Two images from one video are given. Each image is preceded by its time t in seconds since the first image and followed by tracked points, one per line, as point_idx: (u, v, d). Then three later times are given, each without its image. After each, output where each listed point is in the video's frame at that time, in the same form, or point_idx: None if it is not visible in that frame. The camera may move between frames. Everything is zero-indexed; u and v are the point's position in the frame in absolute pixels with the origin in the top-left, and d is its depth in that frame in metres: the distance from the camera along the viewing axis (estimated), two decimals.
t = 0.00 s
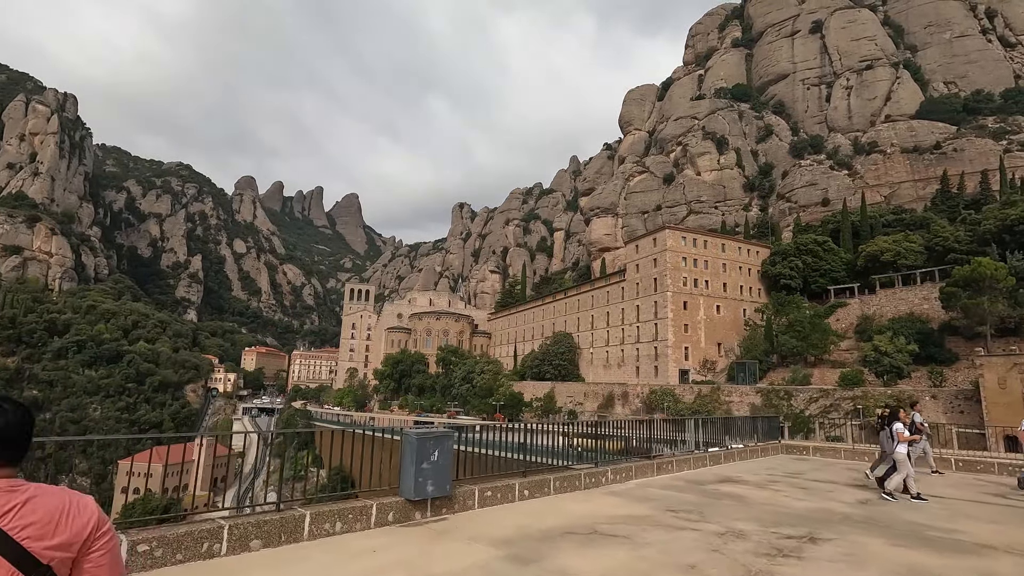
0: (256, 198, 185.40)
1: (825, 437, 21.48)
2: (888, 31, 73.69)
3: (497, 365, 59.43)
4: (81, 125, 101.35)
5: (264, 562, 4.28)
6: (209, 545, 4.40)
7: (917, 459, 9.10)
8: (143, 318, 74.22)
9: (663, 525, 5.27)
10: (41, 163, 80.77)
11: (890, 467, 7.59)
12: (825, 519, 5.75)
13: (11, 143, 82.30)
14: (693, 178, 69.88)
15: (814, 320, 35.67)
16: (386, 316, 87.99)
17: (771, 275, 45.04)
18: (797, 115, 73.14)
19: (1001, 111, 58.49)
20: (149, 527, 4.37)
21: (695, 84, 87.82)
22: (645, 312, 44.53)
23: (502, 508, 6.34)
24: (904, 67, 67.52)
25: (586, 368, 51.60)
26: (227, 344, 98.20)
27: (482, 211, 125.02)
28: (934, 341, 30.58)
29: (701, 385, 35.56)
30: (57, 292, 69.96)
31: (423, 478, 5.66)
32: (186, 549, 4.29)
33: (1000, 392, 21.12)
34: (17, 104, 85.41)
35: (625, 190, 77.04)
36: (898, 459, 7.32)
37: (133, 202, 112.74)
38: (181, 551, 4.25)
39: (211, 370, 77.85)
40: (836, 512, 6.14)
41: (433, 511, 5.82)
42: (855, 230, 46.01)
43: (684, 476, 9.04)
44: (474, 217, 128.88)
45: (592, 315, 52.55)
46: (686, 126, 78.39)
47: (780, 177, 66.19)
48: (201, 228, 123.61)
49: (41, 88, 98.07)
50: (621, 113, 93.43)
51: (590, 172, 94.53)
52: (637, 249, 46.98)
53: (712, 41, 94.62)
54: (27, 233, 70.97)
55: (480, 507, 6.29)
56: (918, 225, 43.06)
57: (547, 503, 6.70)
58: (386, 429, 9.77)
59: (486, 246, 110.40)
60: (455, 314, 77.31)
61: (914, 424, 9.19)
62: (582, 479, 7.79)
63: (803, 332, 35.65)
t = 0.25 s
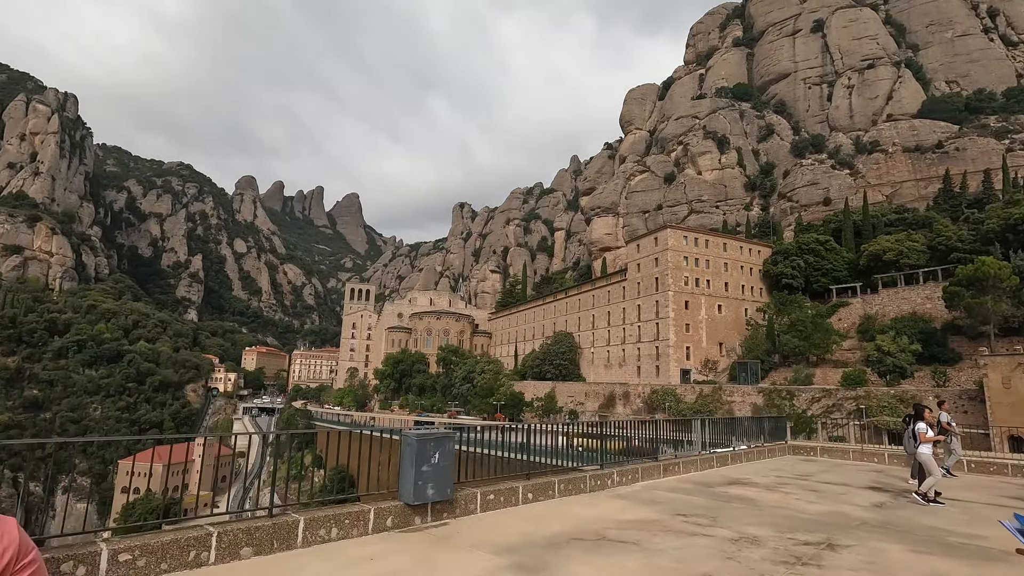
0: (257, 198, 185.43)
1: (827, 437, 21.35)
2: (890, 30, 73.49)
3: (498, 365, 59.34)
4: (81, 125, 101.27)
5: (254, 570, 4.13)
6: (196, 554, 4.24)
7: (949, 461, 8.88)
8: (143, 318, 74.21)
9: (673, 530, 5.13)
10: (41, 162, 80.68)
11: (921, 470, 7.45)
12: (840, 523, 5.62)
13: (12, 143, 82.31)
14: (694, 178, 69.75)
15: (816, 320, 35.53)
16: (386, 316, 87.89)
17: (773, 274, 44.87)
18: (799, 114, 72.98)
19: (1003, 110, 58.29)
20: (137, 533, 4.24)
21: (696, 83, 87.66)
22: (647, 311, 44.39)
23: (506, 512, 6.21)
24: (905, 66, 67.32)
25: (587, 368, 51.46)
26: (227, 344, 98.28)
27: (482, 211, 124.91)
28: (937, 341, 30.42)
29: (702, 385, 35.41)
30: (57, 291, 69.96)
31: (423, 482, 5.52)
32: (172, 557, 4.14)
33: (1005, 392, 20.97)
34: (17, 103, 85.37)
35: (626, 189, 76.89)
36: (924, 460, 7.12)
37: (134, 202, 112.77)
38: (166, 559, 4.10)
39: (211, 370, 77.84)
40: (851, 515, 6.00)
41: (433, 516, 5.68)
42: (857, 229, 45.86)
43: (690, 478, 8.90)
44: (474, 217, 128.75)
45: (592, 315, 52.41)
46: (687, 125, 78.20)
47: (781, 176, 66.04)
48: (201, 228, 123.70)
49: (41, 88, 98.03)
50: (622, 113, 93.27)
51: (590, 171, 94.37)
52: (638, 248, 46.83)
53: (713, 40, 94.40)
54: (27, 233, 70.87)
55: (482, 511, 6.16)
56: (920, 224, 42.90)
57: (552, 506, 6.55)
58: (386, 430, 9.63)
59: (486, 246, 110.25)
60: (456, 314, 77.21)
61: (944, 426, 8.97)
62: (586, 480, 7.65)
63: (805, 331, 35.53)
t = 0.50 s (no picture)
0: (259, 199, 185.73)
1: (832, 438, 21.19)
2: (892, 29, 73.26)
3: (499, 366, 59.26)
4: (83, 125, 101.42)
5: None
6: (186, 563, 4.10)
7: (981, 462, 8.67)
8: (145, 318, 74.30)
9: (689, 538, 4.99)
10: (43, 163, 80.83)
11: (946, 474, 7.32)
12: (861, 529, 5.47)
13: (14, 143, 82.50)
14: (696, 178, 69.61)
15: (820, 320, 35.38)
16: (388, 316, 87.81)
17: (776, 274, 44.66)
18: (801, 114, 72.79)
19: (1007, 109, 58.01)
20: (121, 542, 4.06)
21: (698, 83, 87.51)
22: (649, 312, 44.21)
23: (512, 517, 6.09)
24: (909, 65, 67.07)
25: (589, 369, 51.32)
26: (229, 345, 98.43)
27: (484, 211, 124.88)
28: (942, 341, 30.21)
29: (705, 386, 35.23)
30: (59, 292, 70.07)
31: (425, 486, 5.40)
32: (157, 567, 3.99)
33: (1011, 393, 20.77)
34: (20, 104, 85.55)
35: (628, 189, 76.77)
36: (952, 463, 6.98)
37: (136, 202, 112.97)
38: (151, 570, 3.95)
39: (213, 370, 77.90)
40: (871, 521, 5.85)
41: (436, 521, 5.56)
42: (861, 229, 45.69)
43: (700, 482, 8.72)
44: (476, 217, 128.71)
45: (594, 315, 52.28)
46: (689, 125, 78.03)
47: (783, 176, 65.86)
48: (203, 228, 124.00)
49: (44, 89, 98.25)
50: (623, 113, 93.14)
51: (592, 171, 94.20)
52: (641, 248, 46.66)
53: (716, 40, 94.20)
54: (29, 233, 70.98)
55: (486, 516, 6.02)
56: (925, 224, 42.70)
57: (559, 511, 6.42)
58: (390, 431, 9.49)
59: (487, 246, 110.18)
60: (457, 314, 77.15)
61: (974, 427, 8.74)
62: (596, 484, 7.48)
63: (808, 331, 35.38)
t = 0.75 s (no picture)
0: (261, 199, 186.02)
1: (837, 439, 20.96)
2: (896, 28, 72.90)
3: (502, 366, 59.15)
4: (86, 126, 101.73)
5: None
6: None
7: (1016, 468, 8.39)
8: (148, 318, 74.45)
9: (703, 549, 4.85)
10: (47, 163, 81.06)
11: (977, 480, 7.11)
12: (881, 539, 5.31)
13: (18, 144, 82.79)
14: (699, 177, 69.40)
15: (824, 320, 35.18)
16: (390, 316, 87.80)
17: (779, 274, 44.44)
18: (804, 113, 72.52)
19: (1012, 108, 57.65)
20: (104, 555, 3.89)
21: (700, 82, 87.27)
22: (652, 312, 44.04)
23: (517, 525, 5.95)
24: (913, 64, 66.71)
25: (591, 369, 51.17)
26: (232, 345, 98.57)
27: (486, 211, 124.78)
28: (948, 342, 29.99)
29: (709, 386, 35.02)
30: (63, 292, 70.25)
31: (427, 494, 5.27)
32: None
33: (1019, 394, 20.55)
34: (24, 105, 85.85)
35: (630, 189, 76.59)
36: (984, 470, 6.77)
37: (139, 203, 113.28)
38: None
39: (215, 370, 78.00)
40: (891, 531, 5.68)
41: (438, 531, 5.42)
42: (865, 229, 45.48)
43: (709, 487, 8.56)
44: (478, 217, 128.63)
45: (597, 315, 52.12)
46: (692, 124, 77.78)
47: (787, 176, 65.60)
48: (205, 228, 124.32)
49: (47, 89, 98.57)
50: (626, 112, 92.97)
51: (594, 171, 94.01)
52: (643, 248, 46.48)
53: (718, 39, 93.94)
54: (33, 234, 71.19)
55: (490, 525, 5.89)
56: (929, 223, 42.44)
57: (566, 519, 6.26)
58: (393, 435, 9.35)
59: (489, 246, 110.06)
60: (459, 314, 77.08)
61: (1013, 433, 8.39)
62: (604, 490, 7.32)
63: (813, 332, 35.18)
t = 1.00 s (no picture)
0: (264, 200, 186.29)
1: (842, 440, 20.81)
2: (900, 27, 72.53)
3: (504, 366, 59.03)
4: (90, 127, 101.99)
5: None
6: None
7: None
8: (151, 318, 74.60)
9: (715, 554, 4.72)
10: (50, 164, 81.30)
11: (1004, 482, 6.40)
12: (900, 545, 5.18)
13: (22, 145, 83.11)
14: (701, 177, 69.28)
15: (828, 320, 35.03)
16: (392, 316, 87.78)
17: (782, 274, 44.27)
18: (807, 113, 72.30)
19: (1017, 107, 57.23)
20: (92, 562, 3.81)
21: (703, 82, 87.18)
22: (655, 312, 43.89)
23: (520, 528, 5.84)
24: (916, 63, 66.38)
25: (593, 369, 51.05)
26: (233, 346, 98.80)
27: (488, 211, 124.76)
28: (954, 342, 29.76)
29: (712, 386, 34.86)
30: (66, 292, 70.45)
31: (427, 497, 5.15)
32: None
33: None
34: (27, 106, 86.13)
35: (633, 189, 76.44)
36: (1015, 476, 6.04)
37: (142, 203, 113.56)
38: None
39: (218, 370, 78.08)
40: (909, 535, 5.54)
41: (438, 535, 5.31)
42: (869, 229, 45.31)
43: (717, 488, 8.45)
44: (480, 217, 128.55)
45: (599, 315, 52.00)
46: (695, 124, 77.56)
47: (790, 175, 65.40)
48: (208, 229, 124.62)
49: (51, 90, 98.92)
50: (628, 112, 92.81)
51: (596, 171, 93.87)
52: (646, 248, 46.31)
53: (721, 39, 93.70)
54: (36, 234, 71.44)
55: (492, 529, 5.76)
56: (935, 223, 42.16)
57: (570, 521, 6.16)
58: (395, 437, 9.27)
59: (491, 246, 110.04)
60: (461, 315, 77.01)
61: None
62: (610, 492, 7.19)
63: (817, 332, 35.03)
